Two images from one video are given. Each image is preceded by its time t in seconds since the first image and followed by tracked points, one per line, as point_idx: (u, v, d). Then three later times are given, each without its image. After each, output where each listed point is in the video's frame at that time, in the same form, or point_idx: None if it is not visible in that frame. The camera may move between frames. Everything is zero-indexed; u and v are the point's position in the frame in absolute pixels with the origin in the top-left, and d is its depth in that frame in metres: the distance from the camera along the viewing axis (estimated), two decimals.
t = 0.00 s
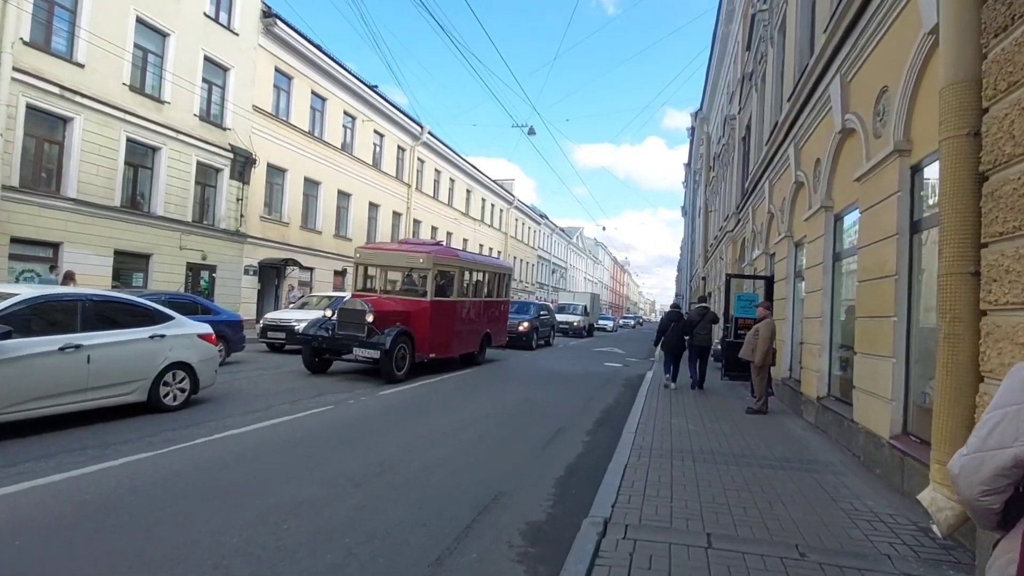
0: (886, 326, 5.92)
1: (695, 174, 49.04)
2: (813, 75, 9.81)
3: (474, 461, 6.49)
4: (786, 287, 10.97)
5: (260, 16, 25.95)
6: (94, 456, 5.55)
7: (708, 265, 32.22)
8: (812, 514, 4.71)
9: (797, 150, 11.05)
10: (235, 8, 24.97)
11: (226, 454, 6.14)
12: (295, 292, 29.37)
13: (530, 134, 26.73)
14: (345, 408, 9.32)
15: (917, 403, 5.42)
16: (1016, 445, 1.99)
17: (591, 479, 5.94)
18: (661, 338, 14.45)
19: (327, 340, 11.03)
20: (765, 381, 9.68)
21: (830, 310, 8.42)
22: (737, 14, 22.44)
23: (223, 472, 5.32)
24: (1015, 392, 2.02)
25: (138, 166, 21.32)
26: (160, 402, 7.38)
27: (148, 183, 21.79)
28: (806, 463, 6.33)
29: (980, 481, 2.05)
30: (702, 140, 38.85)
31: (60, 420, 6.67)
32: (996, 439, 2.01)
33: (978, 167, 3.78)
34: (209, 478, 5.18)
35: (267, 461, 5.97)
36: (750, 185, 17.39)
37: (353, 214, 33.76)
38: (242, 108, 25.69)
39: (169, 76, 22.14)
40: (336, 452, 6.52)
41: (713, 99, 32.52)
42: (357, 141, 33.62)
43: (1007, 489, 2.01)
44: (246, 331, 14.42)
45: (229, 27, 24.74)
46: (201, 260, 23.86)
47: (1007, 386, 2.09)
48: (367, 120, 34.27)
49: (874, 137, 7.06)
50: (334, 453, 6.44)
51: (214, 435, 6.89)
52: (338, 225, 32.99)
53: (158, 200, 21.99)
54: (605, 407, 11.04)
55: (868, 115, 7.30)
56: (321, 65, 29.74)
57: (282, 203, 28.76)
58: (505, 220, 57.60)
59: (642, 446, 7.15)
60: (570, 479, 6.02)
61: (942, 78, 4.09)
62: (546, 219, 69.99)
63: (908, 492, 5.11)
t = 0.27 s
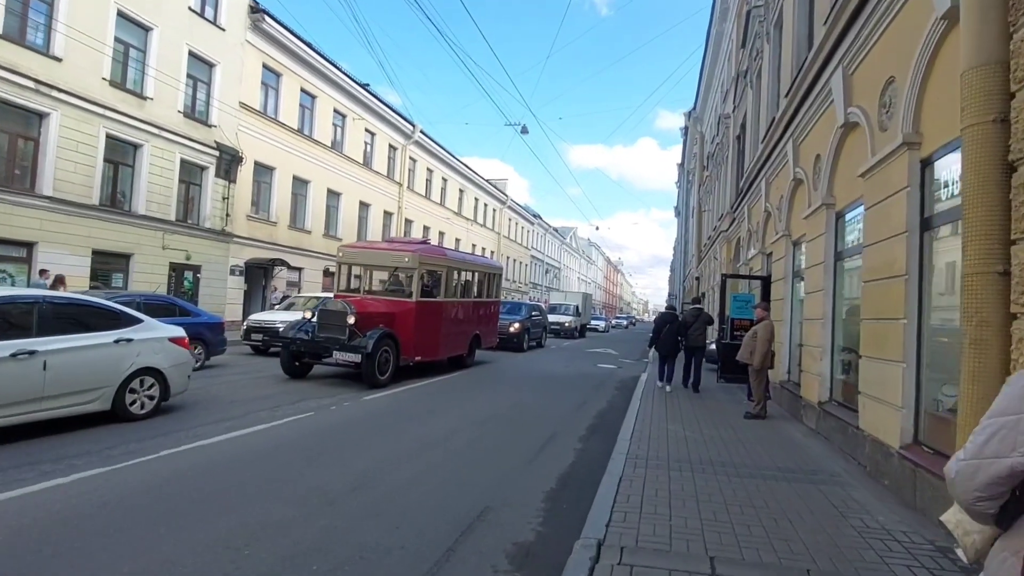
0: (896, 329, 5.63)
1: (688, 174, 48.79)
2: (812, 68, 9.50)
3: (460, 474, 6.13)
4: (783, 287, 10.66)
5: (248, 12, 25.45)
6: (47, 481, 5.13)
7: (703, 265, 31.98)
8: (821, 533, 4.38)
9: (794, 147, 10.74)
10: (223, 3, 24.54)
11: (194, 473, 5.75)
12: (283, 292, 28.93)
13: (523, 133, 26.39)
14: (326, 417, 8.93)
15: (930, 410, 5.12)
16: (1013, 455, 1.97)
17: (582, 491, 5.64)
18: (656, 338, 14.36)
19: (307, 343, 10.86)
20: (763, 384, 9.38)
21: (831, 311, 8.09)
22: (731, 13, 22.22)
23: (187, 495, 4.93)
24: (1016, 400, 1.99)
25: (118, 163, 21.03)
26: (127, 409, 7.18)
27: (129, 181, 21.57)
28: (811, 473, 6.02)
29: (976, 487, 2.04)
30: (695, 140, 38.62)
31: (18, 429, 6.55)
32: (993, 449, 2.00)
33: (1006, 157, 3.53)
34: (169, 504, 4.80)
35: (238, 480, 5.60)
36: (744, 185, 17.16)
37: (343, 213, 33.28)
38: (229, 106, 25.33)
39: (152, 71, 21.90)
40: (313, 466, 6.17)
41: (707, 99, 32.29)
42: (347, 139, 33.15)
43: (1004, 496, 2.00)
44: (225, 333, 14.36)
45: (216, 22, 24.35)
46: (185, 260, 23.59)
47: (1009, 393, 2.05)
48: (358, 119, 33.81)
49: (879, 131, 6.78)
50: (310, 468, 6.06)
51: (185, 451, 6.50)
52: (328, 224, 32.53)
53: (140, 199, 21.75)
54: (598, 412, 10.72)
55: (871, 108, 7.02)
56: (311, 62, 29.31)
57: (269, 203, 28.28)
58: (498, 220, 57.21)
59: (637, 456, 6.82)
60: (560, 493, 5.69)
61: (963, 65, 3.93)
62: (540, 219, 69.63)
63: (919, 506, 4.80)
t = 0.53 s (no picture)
0: (908, 325, 5.18)
1: (681, 173, 48.47)
2: (814, 56, 9.13)
3: (445, 487, 5.73)
4: (783, 285, 10.30)
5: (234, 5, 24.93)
6: None
7: (697, 265, 31.67)
8: (835, 551, 4.02)
9: (793, 139, 10.31)
10: None
11: (157, 493, 5.32)
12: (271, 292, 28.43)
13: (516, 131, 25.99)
14: (308, 426, 8.50)
15: (949, 413, 4.70)
16: None
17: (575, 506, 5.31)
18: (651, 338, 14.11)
19: (286, 346, 10.68)
20: (763, 387, 9.03)
21: (835, 309, 7.72)
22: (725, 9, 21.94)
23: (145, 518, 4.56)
24: None
25: (96, 159, 20.73)
26: (87, 416, 7.28)
27: (109, 177, 21.22)
28: (819, 481, 5.66)
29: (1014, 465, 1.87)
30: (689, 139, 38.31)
31: None
32: None
33: None
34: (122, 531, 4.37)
35: (203, 500, 5.18)
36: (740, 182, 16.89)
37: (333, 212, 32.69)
38: (213, 102, 24.78)
39: (133, 64, 21.47)
40: (287, 481, 5.76)
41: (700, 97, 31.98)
42: (337, 137, 32.59)
43: None
44: (203, 334, 14.09)
45: (201, 16, 23.85)
46: (167, 259, 23.19)
47: None
48: (348, 117, 33.26)
49: (889, 117, 6.37)
50: (284, 484, 5.65)
51: (150, 467, 6.06)
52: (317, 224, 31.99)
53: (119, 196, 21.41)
54: (592, 415, 10.36)
55: (880, 94, 6.64)
56: (300, 59, 28.82)
57: (255, 202, 27.71)
58: (491, 220, 56.75)
59: (634, 464, 6.46)
60: (551, 508, 5.31)
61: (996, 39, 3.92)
62: (533, 219, 69.18)
63: (938, 519, 4.45)
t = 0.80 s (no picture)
0: (922, 330, 4.82)
1: (675, 173, 48.22)
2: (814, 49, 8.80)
3: (426, 502, 5.39)
4: (780, 285, 9.97)
5: None
6: None
7: (691, 265, 31.38)
8: None
9: (793, 134, 9.94)
10: None
11: (113, 514, 4.91)
12: (258, 292, 27.90)
13: (509, 130, 25.50)
14: (286, 435, 8.09)
15: (970, 423, 4.39)
16: None
17: (568, 526, 4.97)
18: (644, 337, 13.77)
19: (262, 349, 10.54)
20: (762, 390, 8.71)
21: (837, 310, 7.41)
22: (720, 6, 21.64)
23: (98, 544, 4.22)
24: None
25: (77, 157, 20.26)
26: (47, 425, 6.88)
27: (90, 175, 20.73)
28: (826, 494, 5.33)
29: None
30: (683, 139, 38.04)
31: None
32: None
33: None
34: (67, 560, 3.97)
35: (164, 522, 4.78)
36: (735, 182, 16.60)
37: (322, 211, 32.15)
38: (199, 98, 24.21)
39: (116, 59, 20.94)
40: (258, 499, 5.36)
41: (694, 96, 31.71)
42: (326, 135, 32.06)
43: None
44: (181, 336, 13.72)
45: (186, 11, 23.36)
46: (150, 258, 22.65)
47: None
48: (337, 115, 32.74)
49: (899, 107, 6.00)
50: (254, 502, 5.26)
51: (111, 486, 5.64)
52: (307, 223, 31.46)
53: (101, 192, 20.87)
54: (584, 420, 10.01)
55: (889, 84, 6.28)
56: (288, 55, 28.33)
57: (243, 201, 27.15)
58: (484, 220, 56.29)
59: (629, 474, 6.11)
60: (540, 528, 4.95)
61: None
62: (526, 219, 68.75)
63: (959, 538, 4.13)
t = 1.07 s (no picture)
0: (942, 330, 4.38)
1: (670, 172, 47.90)
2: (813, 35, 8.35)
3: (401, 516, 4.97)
4: (780, 282, 9.54)
5: None
6: None
7: (686, 265, 31.00)
8: None
9: (794, 125, 9.33)
10: None
11: (51, 533, 4.44)
12: (246, 292, 27.34)
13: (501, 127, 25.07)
14: (258, 442, 7.63)
15: (998, 433, 3.96)
16: None
17: (555, 544, 4.55)
18: (639, 337, 13.43)
19: (236, 350, 10.50)
20: (763, 393, 8.33)
21: (843, 309, 6.93)
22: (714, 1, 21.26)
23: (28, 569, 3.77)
24: None
25: (57, 152, 19.71)
26: None
27: (71, 171, 20.14)
28: (837, 507, 4.91)
29: None
30: (677, 137, 37.69)
31: None
32: None
33: None
34: None
35: (105, 544, 4.31)
36: (730, 179, 16.26)
37: (312, 210, 31.62)
38: (183, 93, 23.61)
39: (97, 52, 20.36)
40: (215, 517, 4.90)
41: (688, 93, 31.34)
42: (316, 132, 31.51)
43: None
44: (158, 336, 13.27)
45: (170, 4, 22.79)
46: (133, 257, 22.05)
47: None
48: (327, 112, 32.20)
49: (912, 87, 5.25)
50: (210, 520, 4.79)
51: (59, 500, 5.19)
52: (296, 222, 30.92)
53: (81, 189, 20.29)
54: (575, 424, 9.59)
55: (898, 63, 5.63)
56: (276, 50, 27.79)
57: (230, 199, 26.60)
58: (478, 220, 55.81)
59: (621, 485, 5.69)
60: (523, 547, 4.51)
61: None
62: (520, 219, 68.29)
63: (989, 560, 3.71)
